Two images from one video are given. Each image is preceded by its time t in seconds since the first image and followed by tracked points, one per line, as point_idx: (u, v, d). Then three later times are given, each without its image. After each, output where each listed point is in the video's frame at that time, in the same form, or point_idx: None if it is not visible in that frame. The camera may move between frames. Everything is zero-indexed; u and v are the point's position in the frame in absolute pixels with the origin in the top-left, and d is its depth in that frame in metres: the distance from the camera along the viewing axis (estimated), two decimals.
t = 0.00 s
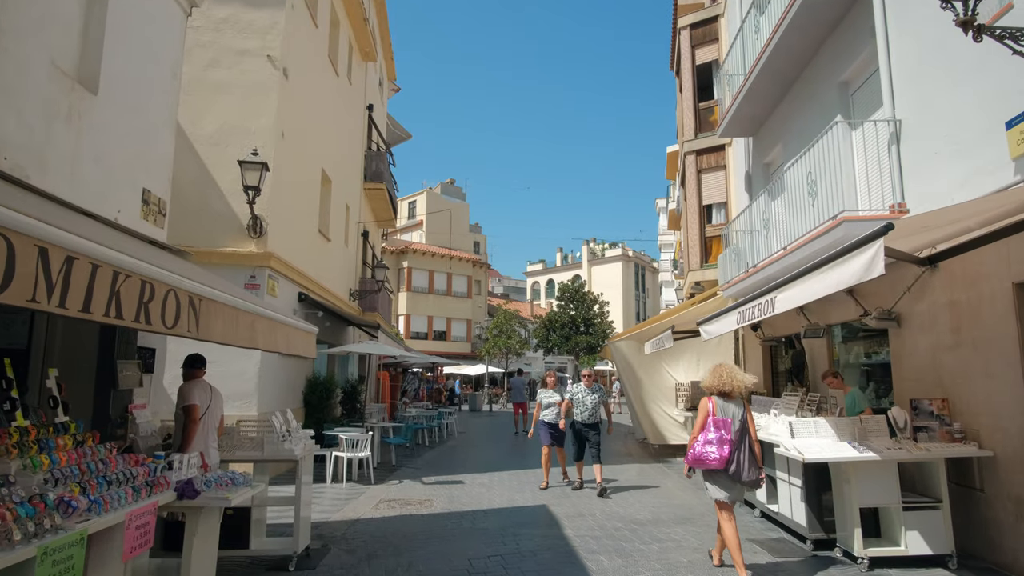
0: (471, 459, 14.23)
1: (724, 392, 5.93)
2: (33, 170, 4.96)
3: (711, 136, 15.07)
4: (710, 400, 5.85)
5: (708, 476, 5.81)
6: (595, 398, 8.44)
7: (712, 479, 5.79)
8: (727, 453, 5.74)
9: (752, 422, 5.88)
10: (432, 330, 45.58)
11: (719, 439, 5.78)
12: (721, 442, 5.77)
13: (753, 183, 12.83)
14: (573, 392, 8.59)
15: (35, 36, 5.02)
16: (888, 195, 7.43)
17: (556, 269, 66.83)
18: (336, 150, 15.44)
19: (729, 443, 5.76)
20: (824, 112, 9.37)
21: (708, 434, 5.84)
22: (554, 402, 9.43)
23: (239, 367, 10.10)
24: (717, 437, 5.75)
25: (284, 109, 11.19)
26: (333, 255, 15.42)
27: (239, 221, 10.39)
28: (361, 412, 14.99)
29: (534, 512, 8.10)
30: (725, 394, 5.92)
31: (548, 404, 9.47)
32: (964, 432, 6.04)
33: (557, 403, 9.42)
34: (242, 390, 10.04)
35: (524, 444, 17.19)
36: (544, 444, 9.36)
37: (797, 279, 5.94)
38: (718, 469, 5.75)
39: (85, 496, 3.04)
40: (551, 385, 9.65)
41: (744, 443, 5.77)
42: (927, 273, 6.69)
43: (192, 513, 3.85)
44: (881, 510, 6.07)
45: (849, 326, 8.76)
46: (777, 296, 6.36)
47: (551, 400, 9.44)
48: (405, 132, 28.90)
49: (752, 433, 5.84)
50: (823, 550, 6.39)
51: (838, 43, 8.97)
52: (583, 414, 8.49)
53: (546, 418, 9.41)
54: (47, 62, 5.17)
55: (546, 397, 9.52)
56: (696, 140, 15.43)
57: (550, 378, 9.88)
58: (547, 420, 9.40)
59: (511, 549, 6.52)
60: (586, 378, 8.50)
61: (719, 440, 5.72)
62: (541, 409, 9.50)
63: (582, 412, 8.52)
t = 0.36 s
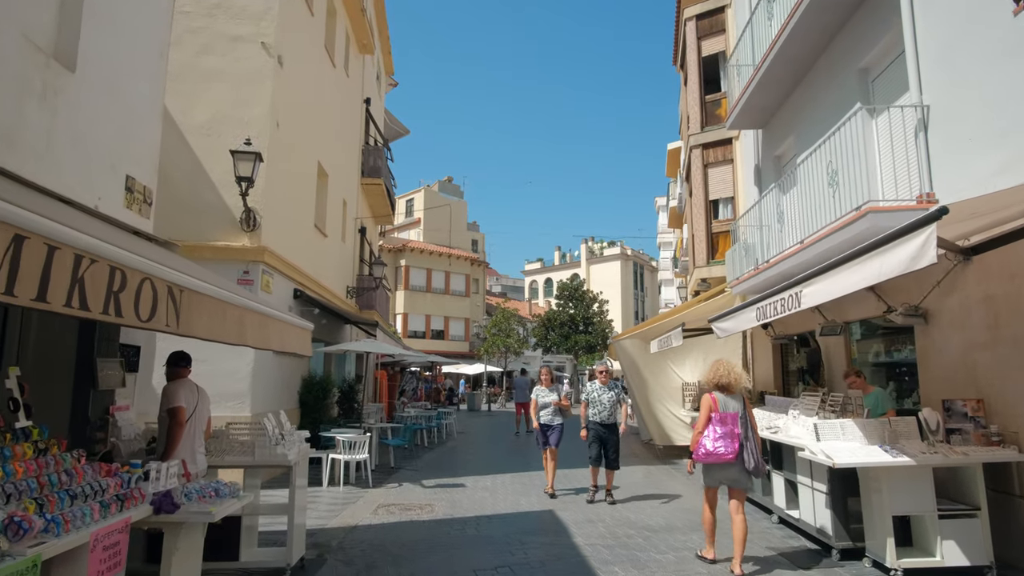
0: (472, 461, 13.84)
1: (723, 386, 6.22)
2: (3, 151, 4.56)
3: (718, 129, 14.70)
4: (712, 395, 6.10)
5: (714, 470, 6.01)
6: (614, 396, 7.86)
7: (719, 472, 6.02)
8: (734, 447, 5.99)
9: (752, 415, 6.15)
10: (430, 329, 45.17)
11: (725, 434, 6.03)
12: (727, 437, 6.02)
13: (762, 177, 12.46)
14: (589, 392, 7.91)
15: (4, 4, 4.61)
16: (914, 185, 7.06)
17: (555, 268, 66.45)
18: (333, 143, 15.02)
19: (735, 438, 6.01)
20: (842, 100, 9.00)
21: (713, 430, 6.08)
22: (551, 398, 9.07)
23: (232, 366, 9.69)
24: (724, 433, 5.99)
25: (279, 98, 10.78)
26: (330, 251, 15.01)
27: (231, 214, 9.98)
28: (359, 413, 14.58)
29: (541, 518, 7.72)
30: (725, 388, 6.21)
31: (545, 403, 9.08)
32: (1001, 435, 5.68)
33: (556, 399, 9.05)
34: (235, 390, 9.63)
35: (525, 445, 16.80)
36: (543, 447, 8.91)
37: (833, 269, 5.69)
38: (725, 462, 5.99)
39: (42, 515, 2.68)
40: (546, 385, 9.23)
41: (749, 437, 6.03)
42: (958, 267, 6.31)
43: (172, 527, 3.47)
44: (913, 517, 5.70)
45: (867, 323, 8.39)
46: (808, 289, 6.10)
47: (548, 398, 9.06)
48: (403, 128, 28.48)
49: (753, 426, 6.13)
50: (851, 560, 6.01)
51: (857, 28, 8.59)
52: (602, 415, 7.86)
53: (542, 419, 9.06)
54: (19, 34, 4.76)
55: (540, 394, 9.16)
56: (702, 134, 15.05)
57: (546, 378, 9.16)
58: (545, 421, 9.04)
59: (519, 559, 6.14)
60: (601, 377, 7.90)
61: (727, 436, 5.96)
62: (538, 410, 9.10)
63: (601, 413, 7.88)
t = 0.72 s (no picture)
0: (471, 463, 13.44)
1: (717, 385, 6.46)
2: None
3: (723, 122, 14.33)
4: (705, 393, 6.35)
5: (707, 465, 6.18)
6: (624, 401, 7.42)
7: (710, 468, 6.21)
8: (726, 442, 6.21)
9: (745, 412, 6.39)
10: (427, 329, 44.75)
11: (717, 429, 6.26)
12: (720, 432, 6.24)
13: (770, 170, 12.09)
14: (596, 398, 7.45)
15: None
16: (938, 172, 6.68)
17: (553, 268, 66.07)
18: (327, 136, 14.62)
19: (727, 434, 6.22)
20: (858, 88, 8.61)
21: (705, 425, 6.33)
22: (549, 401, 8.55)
23: (221, 365, 9.29)
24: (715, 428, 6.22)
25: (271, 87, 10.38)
26: (324, 248, 14.59)
27: (220, 207, 9.58)
28: (354, 414, 14.18)
29: (544, 525, 7.32)
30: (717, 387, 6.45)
31: (542, 407, 8.58)
32: None
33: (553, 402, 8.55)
34: (223, 390, 9.23)
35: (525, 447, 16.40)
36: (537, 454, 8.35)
37: (865, 258, 5.34)
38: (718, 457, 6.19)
39: None
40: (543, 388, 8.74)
41: (741, 432, 6.25)
42: (989, 259, 5.93)
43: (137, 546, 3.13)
44: (944, 526, 5.33)
45: (884, 319, 8.00)
46: (837, 280, 5.76)
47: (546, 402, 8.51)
48: (399, 125, 28.07)
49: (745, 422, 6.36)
50: (877, 571, 5.63)
51: (875, 11, 8.20)
52: (613, 422, 7.39)
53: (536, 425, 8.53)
54: None
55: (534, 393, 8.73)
56: (706, 128, 14.67)
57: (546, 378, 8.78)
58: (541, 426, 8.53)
59: (522, 571, 5.75)
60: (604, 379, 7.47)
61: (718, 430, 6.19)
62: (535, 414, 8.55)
63: (611, 420, 7.41)
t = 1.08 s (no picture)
0: (471, 467, 13.02)
1: (719, 389, 6.60)
2: None
3: (729, 114, 13.91)
4: (704, 395, 6.55)
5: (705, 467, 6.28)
6: (638, 402, 6.78)
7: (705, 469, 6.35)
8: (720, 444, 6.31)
9: (743, 418, 6.54)
10: (426, 328, 44.34)
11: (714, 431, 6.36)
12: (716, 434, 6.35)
13: (780, 163, 11.67)
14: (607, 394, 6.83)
15: None
16: (968, 160, 6.26)
17: (553, 266, 65.65)
18: (322, 130, 14.19)
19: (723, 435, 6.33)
20: (877, 74, 8.20)
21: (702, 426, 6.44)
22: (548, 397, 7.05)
23: (208, 366, 8.86)
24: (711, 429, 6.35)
25: (261, 76, 9.95)
26: (318, 244, 14.15)
27: (207, 200, 9.16)
28: (350, 416, 13.76)
29: (548, 535, 6.91)
30: (719, 391, 6.61)
31: (538, 411, 6.98)
32: None
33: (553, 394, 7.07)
34: (210, 392, 8.80)
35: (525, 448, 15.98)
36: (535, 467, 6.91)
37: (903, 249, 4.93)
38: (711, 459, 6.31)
39: None
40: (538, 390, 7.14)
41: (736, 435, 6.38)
42: None
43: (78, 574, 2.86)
44: (983, 540, 4.91)
45: (905, 316, 7.59)
46: (871, 274, 5.34)
47: (543, 404, 6.92)
48: (397, 121, 27.64)
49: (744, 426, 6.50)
50: None
51: None
52: (625, 424, 6.74)
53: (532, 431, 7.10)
54: None
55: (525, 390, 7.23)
56: (712, 120, 14.24)
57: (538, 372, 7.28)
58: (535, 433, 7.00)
59: None
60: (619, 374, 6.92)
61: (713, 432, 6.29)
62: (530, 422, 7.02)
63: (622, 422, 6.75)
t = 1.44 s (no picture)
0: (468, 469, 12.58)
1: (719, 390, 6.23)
2: None
3: (736, 106, 13.48)
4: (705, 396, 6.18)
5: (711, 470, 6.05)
6: (663, 411, 5.99)
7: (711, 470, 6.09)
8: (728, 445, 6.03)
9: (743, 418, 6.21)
10: (424, 327, 43.90)
11: (718, 433, 6.05)
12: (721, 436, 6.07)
13: (790, 155, 11.26)
14: (629, 396, 6.15)
15: None
16: (1003, 144, 5.84)
17: (552, 265, 65.24)
18: (315, 122, 13.74)
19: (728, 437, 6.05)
20: (896, 58, 7.78)
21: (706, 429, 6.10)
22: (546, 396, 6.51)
23: (192, 367, 8.40)
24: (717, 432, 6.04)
25: (249, 62, 9.50)
26: (312, 240, 13.71)
27: (192, 192, 8.71)
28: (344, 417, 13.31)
29: (552, 547, 6.46)
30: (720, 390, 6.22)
31: (535, 411, 6.48)
32: None
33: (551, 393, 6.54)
34: (194, 394, 8.35)
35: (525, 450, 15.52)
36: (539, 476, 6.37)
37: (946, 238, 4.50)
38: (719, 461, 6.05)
39: None
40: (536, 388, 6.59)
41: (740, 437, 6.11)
42: None
43: None
44: None
45: (928, 313, 7.17)
46: (905, 266, 4.92)
47: (541, 403, 6.44)
48: (394, 117, 27.22)
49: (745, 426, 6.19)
50: None
51: None
52: (646, 434, 5.97)
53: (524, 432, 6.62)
54: None
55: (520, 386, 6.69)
56: (718, 112, 13.81)
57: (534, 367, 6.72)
58: (532, 435, 6.43)
59: None
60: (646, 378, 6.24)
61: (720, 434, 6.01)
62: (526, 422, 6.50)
63: (643, 432, 5.99)
